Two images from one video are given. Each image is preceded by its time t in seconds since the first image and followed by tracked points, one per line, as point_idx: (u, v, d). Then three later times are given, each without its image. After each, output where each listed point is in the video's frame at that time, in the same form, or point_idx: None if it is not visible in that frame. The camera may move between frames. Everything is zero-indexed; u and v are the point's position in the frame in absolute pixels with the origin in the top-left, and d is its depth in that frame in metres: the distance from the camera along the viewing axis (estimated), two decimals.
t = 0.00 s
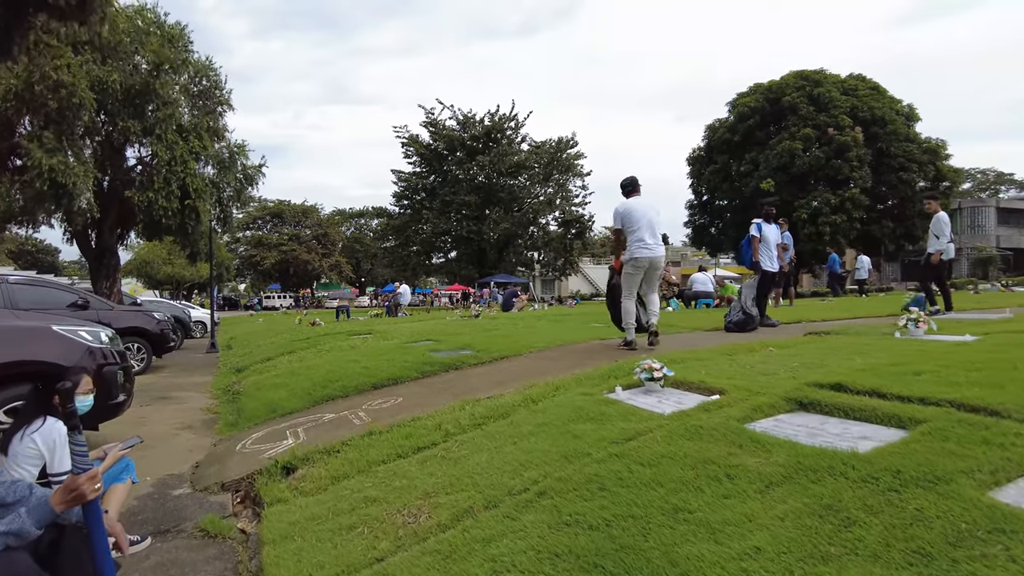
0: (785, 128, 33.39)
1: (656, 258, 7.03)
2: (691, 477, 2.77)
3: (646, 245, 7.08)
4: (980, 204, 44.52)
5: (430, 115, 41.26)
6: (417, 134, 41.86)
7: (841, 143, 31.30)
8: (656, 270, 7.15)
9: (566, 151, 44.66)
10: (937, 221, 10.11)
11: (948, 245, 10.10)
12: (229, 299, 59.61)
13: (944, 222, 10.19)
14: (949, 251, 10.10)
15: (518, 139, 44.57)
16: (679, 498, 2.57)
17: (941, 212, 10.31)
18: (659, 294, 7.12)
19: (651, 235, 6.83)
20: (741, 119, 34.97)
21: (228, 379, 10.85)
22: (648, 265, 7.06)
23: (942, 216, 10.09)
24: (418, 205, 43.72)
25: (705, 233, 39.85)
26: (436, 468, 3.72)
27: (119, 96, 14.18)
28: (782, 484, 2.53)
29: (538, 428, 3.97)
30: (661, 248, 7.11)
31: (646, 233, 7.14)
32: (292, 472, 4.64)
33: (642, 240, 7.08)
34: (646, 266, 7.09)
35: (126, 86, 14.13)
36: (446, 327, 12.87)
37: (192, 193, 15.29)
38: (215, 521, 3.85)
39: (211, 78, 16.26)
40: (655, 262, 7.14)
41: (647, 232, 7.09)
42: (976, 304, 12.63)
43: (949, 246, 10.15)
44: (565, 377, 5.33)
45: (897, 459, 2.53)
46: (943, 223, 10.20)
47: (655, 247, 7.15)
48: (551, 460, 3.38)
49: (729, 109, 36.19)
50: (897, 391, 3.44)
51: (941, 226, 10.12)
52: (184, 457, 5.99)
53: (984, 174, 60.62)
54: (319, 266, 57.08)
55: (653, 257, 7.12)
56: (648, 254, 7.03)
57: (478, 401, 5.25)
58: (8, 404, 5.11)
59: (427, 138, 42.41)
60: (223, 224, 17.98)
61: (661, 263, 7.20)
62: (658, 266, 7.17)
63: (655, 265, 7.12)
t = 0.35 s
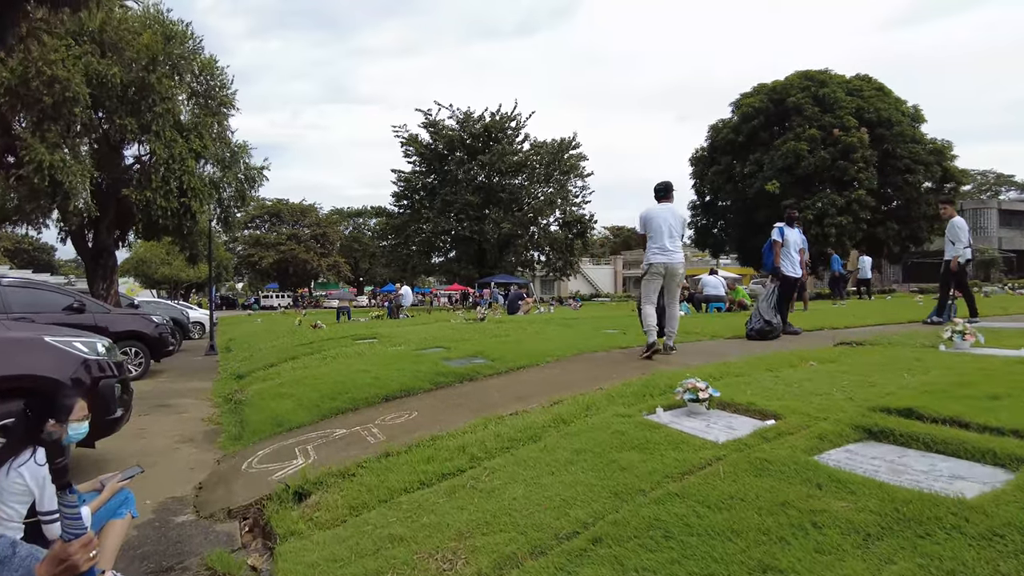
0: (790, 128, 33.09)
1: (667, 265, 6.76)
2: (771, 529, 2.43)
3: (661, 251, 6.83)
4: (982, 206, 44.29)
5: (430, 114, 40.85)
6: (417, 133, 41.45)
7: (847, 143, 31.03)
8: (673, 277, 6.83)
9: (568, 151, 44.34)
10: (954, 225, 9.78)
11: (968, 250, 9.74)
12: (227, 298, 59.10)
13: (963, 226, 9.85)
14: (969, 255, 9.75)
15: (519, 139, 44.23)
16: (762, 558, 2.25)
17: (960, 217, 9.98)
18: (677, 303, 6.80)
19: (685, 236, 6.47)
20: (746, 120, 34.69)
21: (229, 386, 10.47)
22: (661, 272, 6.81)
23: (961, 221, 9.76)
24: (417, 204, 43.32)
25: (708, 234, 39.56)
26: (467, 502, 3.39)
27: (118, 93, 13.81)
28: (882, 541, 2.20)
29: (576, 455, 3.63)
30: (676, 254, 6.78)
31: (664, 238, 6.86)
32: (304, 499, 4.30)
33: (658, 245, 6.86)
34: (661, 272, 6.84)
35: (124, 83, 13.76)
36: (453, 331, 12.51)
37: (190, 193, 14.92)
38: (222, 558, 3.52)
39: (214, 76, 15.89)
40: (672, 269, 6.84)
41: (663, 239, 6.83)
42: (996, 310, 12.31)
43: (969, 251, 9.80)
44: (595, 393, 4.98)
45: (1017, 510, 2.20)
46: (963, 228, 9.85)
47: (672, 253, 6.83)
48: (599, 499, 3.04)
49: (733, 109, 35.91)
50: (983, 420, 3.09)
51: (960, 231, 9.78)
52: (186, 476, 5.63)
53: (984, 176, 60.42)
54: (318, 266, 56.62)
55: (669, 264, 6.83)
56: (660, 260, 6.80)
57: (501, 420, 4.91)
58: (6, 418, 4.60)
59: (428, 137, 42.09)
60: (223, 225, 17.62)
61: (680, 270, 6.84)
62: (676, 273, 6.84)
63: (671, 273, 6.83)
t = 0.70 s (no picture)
0: (791, 128, 32.91)
1: (668, 268, 6.59)
2: (840, 573, 2.15)
3: (667, 254, 6.66)
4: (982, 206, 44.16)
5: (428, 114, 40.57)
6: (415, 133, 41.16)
7: (849, 143, 30.84)
8: (679, 280, 6.57)
9: (566, 151, 44.11)
10: (955, 227, 9.44)
11: (970, 252, 9.38)
12: (222, 299, 58.61)
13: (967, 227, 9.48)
14: (971, 258, 9.39)
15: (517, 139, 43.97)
16: None
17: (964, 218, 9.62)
18: (684, 307, 6.55)
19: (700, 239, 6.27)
20: (746, 119, 34.52)
21: (224, 393, 10.13)
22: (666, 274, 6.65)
23: (962, 221, 9.41)
24: (414, 205, 42.99)
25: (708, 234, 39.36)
26: (485, 532, 3.10)
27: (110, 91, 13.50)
28: None
29: (604, 480, 3.35)
30: (679, 257, 6.54)
31: (671, 240, 6.64)
32: (306, 523, 4.00)
33: (665, 247, 6.70)
34: (666, 276, 6.67)
35: (117, 81, 13.44)
36: (455, 335, 12.20)
37: (184, 192, 14.60)
38: None
39: (212, 75, 15.57)
40: (678, 271, 6.59)
41: (669, 241, 6.64)
42: (1009, 312, 12.06)
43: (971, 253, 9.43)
44: (614, 407, 4.70)
45: None
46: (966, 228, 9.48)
47: (678, 255, 6.58)
48: (633, 534, 2.76)
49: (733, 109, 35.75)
50: None
51: (961, 232, 9.43)
52: (179, 492, 5.32)
53: (982, 176, 60.35)
54: (314, 267, 56.19)
55: (674, 266, 6.60)
56: (662, 263, 6.66)
57: (516, 435, 4.63)
58: None
59: (425, 137, 41.80)
60: (219, 226, 17.30)
61: (687, 273, 6.55)
62: (682, 275, 6.57)
63: (676, 276, 6.60)
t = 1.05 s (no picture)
0: (792, 126, 32.66)
1: (671, 267, 6.28)
2: None
3: (671, 252, 6.36)
4: (982, 205, 44.02)
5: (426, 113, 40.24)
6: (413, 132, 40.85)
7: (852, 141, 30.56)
8: (685, 277, 6.25)
9: (565, 151, 43.77)
10: (955, 225, 9.09)
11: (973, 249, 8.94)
12: (219, 300, 58.14)
13: (975, 224, 9.01)
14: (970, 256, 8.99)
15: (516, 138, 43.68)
16: None
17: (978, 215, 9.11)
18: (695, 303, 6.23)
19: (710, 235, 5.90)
20: (747, 117, 34.29)
21: (217, 398, 9.77)
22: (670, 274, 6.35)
23: (964, 218, 9.01)
24: (413, 205, 42.64)
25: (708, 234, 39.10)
26: (495, 559, 2.78)
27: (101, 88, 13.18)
28: None
29: (627, 499, 3.05)
30: (680, 255, 6.22)
31: (672, 237, 6.33)
32: (300, 543, 3.68)
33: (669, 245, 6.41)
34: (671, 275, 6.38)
35: (108, 77, 13.11)
36: (455, 336, 11.87)
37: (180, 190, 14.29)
38: None
39: (207, 72, 15.23)
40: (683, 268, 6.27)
41: (671, 239, 6.34)
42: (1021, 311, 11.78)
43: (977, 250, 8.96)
44: (631, 416, 4.38)
45: None
46: (974, 225, 9.02)
47: (681, 252, 6.26)
48: (668, 564, 2.44)
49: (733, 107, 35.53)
50: None
51: (964, 229, 9.03)
52: (167, 505, 4.99)
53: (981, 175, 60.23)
54: (312, 267, 55.77)
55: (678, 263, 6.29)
56: (666, 262, 6.37)
57: (526, 446, 4.31)
58: None
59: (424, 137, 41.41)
60: (213, 225, 16.99)
61: (692, 269, 6.19)
62: (688, 272, 6.24)
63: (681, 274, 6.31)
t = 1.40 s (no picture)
0: (793, 124, 32.49)
1: (689, 267, 6.03)
2: None
3: (692, 251, 6.10)
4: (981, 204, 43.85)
5: (425, 112, 40.00)
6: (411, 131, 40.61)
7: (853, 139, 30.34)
8: (704, 278, 5.98)
9: (564, 150, 43.53)
10: (964, 222, 8.86)
11: (975, 247, 8.67)
12: (216, 301, 57.87)
13: (984, 221, 8.66)
14: (969, 255, 8.79)
15: (515, 137, 43.46)
16: None
17: (996, 211, 8.68)
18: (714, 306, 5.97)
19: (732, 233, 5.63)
20: (747, 115, 34.14)
21: (211, 400, 9.47)
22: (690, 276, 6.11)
23: (971, 215, 8.73)
24: (411, 204, 42.39)
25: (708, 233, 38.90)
26: None
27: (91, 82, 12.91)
28: None
29: (653, 515, 2.78)
30: (698, 256, 5.97)
31: (694, 237, 6.07)
32: (294, 562, 3.41)
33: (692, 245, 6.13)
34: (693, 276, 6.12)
35: (98, 71, 12.84)
36: (456, 336, 11.59)
37: (175, 187, 14.09)
38: None
39: (195, 65, 15.06)
40: (702, 269, 6.01)
41: (693, 239, 6.08)
42: None
43: (983, 248, 8.64)
44: (648, 421, 4.12)
45: None
46: (984, 222, 8.67)
47: (701, 252, 6.00)
48: None
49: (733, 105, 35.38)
50: None
51: (970, 226, 8.75)
52: (153, 515, 4.70)
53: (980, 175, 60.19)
54: (309, 268, 55.48)
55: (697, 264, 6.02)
56: (686, 263, 6.11)
57: (536, 455, 4.04)
58: None
59: (422, 136, 41.12)
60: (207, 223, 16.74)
61: (710, 272, 5.93)
62: (708, 273, 5.97)
63: (700, 275, 6.05)
